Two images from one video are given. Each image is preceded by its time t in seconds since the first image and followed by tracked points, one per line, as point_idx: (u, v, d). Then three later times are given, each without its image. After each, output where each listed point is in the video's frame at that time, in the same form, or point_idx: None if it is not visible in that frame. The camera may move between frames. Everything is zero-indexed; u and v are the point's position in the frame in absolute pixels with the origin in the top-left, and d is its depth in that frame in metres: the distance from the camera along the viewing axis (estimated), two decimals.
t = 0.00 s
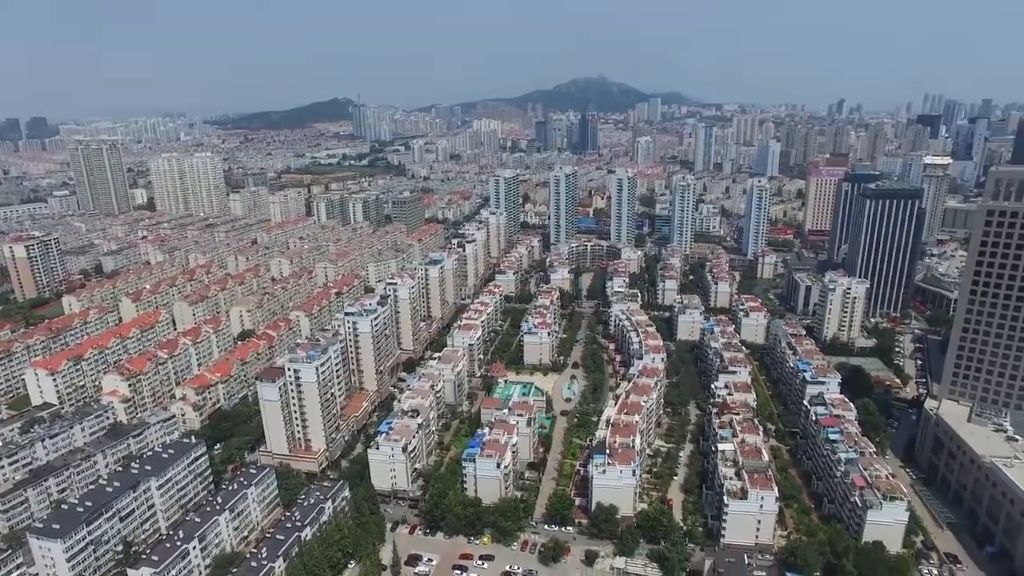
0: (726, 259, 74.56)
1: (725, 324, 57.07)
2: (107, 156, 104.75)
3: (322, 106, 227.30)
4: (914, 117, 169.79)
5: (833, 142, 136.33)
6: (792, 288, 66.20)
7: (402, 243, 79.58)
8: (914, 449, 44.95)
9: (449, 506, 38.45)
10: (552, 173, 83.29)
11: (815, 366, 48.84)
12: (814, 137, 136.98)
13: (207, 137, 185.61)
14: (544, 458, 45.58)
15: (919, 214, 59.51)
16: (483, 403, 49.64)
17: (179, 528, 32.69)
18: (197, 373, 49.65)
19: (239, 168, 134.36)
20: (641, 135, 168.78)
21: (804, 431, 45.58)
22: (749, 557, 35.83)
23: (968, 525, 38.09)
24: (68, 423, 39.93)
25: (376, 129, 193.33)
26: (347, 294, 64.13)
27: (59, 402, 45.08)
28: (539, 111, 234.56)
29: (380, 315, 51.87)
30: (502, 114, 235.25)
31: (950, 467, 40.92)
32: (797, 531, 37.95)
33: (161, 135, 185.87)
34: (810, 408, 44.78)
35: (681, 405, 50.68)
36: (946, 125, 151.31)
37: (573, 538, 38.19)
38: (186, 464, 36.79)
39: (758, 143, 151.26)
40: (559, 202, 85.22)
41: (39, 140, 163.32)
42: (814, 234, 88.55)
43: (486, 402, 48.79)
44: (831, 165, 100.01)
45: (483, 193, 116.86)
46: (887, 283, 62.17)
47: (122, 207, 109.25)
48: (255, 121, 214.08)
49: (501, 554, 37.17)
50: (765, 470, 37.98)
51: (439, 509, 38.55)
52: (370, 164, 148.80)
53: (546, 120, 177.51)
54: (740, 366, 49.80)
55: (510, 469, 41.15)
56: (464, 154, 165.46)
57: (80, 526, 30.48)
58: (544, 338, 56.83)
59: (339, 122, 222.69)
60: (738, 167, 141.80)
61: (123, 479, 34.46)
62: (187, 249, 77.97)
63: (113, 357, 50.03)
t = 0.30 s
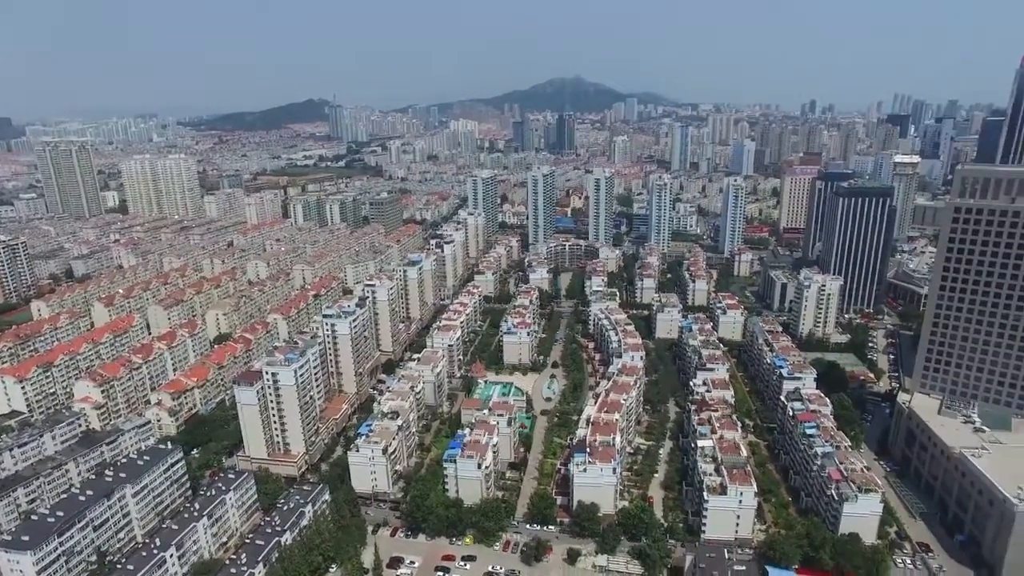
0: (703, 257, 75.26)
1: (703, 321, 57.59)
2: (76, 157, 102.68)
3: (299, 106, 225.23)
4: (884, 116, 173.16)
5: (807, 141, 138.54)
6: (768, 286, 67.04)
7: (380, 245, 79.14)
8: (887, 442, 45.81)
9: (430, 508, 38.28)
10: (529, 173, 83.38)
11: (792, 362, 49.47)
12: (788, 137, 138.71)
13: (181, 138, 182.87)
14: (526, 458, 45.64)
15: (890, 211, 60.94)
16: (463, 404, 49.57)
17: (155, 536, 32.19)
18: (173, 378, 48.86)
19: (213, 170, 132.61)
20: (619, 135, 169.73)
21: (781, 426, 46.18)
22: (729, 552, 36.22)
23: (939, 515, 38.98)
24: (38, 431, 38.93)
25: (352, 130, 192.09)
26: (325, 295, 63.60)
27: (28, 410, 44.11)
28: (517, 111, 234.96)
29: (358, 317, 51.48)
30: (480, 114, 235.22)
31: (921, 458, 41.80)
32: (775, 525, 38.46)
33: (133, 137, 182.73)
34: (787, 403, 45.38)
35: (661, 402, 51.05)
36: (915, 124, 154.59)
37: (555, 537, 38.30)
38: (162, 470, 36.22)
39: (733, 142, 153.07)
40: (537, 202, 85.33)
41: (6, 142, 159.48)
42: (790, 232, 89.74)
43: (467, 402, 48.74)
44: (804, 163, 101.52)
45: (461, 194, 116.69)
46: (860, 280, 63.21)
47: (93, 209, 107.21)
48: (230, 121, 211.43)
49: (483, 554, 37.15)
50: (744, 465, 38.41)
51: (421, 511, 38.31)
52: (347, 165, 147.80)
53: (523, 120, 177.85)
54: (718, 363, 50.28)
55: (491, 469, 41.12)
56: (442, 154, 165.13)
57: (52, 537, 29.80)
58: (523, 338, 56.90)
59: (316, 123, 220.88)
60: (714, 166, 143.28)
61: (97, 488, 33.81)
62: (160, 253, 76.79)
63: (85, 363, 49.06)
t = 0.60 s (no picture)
0: (683, 255, 75.90)
1: (683, 320, 58.07)
2: (48, 159, 100.84)
3: (277, 107, 223.28)
4: (857, 116, 175.99)
5: (783, 141, 140.30)
6: (747, 284, 67.79)
7: (361, 246, 78.72)
8: (865, 436, 46.53)
9: (414, 509, 38.10)
10: (509, 173, 83.40)
11: (771, 359, 50.02)
12: (765, 136, 139.69)
13: (156, 139, 180.34)
14: (508, 458, 45.69)
15: (864, 209, 61.75)
16: (445, 405, 49.50)
17: (133, 544, 31.70)
18: (150, 383, 48.13)
19: (189, 172, 131.02)
20: (598, 135, 170.53)
21: (761, 422, 46.67)
22: (712, 548, 36.55)
23: (914, 507, 39.70)
24: (10, 439, 38.06)
25: (331, 131, 190.82)
26: (306, 297, 63.09)
27: None
28: (497, 112, 235.35)
29: (338, 318, 51.15)
30: (460, 114, 235.08)
31: (897, 451, 42.51)
32: (757, 520, 38.87)
33: (107, 138, 179.96)
34: (767, 399, 45.88)
35: (642, 400, 51.37)
36: (888, 124, 157.30)
37: (540, 537, 38.35)
38: (140, 476, 35.70)
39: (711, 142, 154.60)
40: (517, 202, 85.39)
41: None
42: (767, 230, 90.83)
43: (449, 403, 48.65)
44: (781, 162, 102.84)
45: (441, 195, 116.53)
46: (837, 276, 64.14)
47: (66, 212, 105.34)
48: (208, 122, 209.06)
49: (467, 555, 37.10)
50: (725, 461, 38.76)
51: (404, 513, 38.10)
52: (327, 166, 146.84)
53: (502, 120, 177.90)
54: (698, 360, 50.69)
55: (474, 469, 41.10)
56: (421, 155, 164.63)
57: (24, 548, 29.21)
58: (505, 338, 56.94)
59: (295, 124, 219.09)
60: (692, 165, 144.57)
61: (72, 496, 33.19)
62: (136, 256, 75.74)
63: (58, 369, 48.15)
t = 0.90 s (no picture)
0: (667, 254, 76.36)
1: (667, 318, 58.40)
2: (24, 160, 99.24)
3: (260, 107, 221.51)
4: (837, 116, 178.16)
5: (764, 140, 141.59)
6: (730, 282, 68.32)
7: (344, 247, 78.31)
8: (847, 431, 47.06)
9: (400, 511, 37.95)
10: (493, 173, 83.36)
11: (754, 357, 50.39)
12: (748, 136, 140.81)
13: (136, 140, 178.21)
14: (494, 458, 45.68)
15: (845, 207, 62.39)
16: (430, 406, 49.37)
17: (115, 551, 31.26)
18: (131, 387, 47.51)
19: (170, 173, 129.66)
20: (582, 135, 171.07)
21: (745, 419, 47.03)
22: (698, 545, 36.76)
23: (895, 501, 40.21)
24: None
25: (313, 132, 189.52)
26: (289, 299, 62.67)
27: None
28: (480, 112, 235.46)
29: (322, 320, 50.83)
30: (444, 114, 234.79)
31: (878, 447, 43.03)
32: (742, 517, 39.16)
33: (85, 139, 177.42)
34: (751, 397, 46.23)
35: (628, 399, 51.56)
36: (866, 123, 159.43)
37: (526, 537, 38.37)
38: (121, 482, 35.25)
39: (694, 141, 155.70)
40: (501, 202, 85.41)
41: None
42: (750, 229, 91.65)
43: (434, 404, 48.52)
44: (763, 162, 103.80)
45: (425, 196, 116.32)
46: (819, 274, 64.83)
47: (42, 214, 103.75)
48: (189, 122, 206.91)
49: (454, 556, 37.03)
50: (710, 459, 39.01)
51: (390, 515, 37.94)
52: (309, 167, 145.89)
53: (486, 121, 177.77)
54: (683, 359, 50.94)
55: (460, 470, 41.04)
56: (405, 155, 164.17)
57: (2, 557, 28.70)
58: (490, 338, 56.92)
59: (278, 125, 217.49)
60: (675, 165, 145.47)
61: (51, 503, 32.66)
62: (115, 258, 74.80)
63: (36, 374, 47.40)
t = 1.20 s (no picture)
0: (651, 254, 76.76)
1: (652, 317, 58.70)
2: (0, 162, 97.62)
3: (243, 108, 219.65)
4: (817, 115, 180.12)
5: (747, 140, 142.66)
6: (714, 281, 68.80)
7: (328, 249, 77.85)
8: (830, 427, 47.55)
9: (386, 513, 37.79)
10: (477, 173, 83.30)
11: (739, 355, 50.75)
12: (730, 136, 142.00)
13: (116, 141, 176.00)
14: (481, 458, 45.65)
15: (826, 206, 63.02)
16: (416, 407, 49.21)
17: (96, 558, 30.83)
18: (112, 392, 46.88)
19: (151, 175, 128.20)
20: (566, 135, 171.52)
21: (730, 417, 47.37)
22: (684, 542, 37.00)
23: (878, 496, 40.70)
24: None
25: (296, 133, 188.09)
26: (273, 301, 62.23)
27: None
28: (464, 112, 235.24)
29: (307, 322, 50.49)
30: (428, 114, 234.30)
31: (861, 442, 43.54)
32: (727, 514, 39.44)
33: (63, 140, 174.78)
34: (736, 395, 46.57)
35: (613, 399, 51.72)
36: (846, 122, 161.33)
37: (513, 537, 38.40)
38: (102, 488, 34.77)
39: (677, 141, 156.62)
40: (486, 202, 85.39)
41: None
42: (733, 228, 92.38)
43: (420, 405, 48.38)
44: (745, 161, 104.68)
45: (409, 196, 116.01)
46: (801, 273, 65.46)
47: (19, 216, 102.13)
48: (170, 123, 204.68)
49: (442, 557, 36.96)
50: (695, 457, 39.25)
51: (377, 517, 37.77)
52: (293, 168, 144.85)
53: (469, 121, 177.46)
54: (667, 357, 51.22)
55: (447, 471, 40.96)
56: (389, 155, 163.55)
57: None
58: (476, 338, 56.88)
59: (261, 125, 215.78)
60: (659, 164, 146.25)
61: (29, 512, 32.16)
62: (94, 261, 73.83)
63: (14, 380, 46.64)
